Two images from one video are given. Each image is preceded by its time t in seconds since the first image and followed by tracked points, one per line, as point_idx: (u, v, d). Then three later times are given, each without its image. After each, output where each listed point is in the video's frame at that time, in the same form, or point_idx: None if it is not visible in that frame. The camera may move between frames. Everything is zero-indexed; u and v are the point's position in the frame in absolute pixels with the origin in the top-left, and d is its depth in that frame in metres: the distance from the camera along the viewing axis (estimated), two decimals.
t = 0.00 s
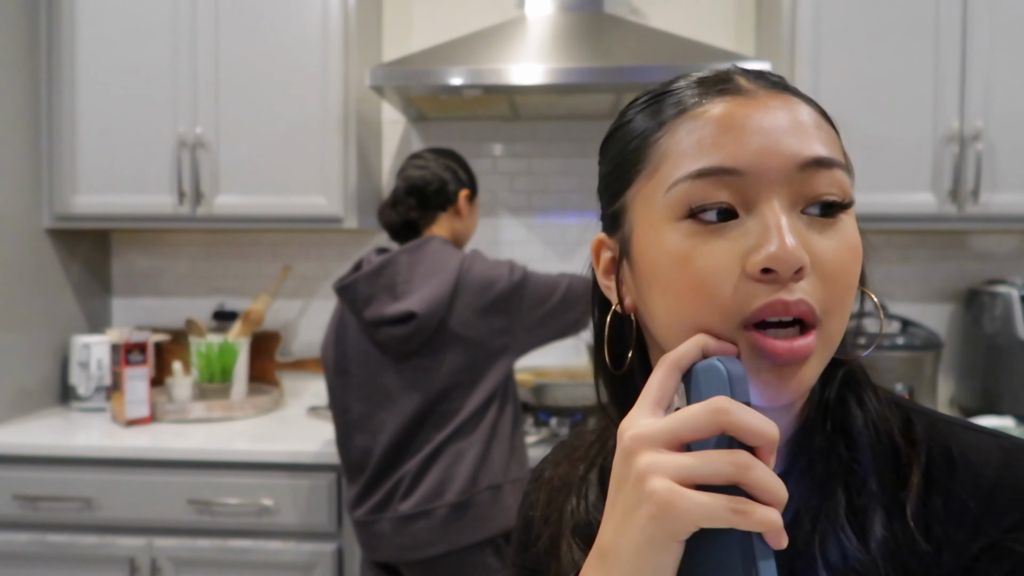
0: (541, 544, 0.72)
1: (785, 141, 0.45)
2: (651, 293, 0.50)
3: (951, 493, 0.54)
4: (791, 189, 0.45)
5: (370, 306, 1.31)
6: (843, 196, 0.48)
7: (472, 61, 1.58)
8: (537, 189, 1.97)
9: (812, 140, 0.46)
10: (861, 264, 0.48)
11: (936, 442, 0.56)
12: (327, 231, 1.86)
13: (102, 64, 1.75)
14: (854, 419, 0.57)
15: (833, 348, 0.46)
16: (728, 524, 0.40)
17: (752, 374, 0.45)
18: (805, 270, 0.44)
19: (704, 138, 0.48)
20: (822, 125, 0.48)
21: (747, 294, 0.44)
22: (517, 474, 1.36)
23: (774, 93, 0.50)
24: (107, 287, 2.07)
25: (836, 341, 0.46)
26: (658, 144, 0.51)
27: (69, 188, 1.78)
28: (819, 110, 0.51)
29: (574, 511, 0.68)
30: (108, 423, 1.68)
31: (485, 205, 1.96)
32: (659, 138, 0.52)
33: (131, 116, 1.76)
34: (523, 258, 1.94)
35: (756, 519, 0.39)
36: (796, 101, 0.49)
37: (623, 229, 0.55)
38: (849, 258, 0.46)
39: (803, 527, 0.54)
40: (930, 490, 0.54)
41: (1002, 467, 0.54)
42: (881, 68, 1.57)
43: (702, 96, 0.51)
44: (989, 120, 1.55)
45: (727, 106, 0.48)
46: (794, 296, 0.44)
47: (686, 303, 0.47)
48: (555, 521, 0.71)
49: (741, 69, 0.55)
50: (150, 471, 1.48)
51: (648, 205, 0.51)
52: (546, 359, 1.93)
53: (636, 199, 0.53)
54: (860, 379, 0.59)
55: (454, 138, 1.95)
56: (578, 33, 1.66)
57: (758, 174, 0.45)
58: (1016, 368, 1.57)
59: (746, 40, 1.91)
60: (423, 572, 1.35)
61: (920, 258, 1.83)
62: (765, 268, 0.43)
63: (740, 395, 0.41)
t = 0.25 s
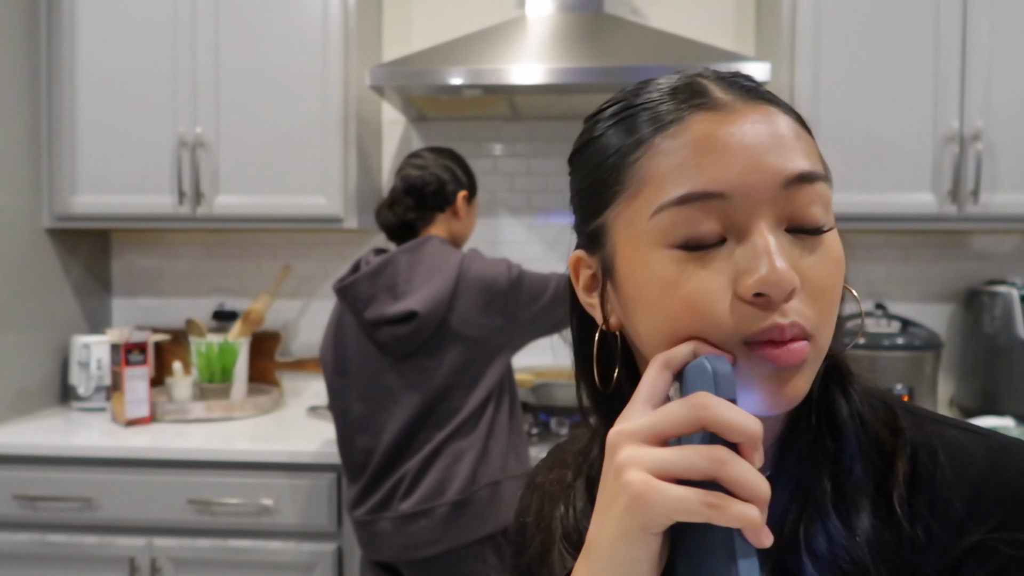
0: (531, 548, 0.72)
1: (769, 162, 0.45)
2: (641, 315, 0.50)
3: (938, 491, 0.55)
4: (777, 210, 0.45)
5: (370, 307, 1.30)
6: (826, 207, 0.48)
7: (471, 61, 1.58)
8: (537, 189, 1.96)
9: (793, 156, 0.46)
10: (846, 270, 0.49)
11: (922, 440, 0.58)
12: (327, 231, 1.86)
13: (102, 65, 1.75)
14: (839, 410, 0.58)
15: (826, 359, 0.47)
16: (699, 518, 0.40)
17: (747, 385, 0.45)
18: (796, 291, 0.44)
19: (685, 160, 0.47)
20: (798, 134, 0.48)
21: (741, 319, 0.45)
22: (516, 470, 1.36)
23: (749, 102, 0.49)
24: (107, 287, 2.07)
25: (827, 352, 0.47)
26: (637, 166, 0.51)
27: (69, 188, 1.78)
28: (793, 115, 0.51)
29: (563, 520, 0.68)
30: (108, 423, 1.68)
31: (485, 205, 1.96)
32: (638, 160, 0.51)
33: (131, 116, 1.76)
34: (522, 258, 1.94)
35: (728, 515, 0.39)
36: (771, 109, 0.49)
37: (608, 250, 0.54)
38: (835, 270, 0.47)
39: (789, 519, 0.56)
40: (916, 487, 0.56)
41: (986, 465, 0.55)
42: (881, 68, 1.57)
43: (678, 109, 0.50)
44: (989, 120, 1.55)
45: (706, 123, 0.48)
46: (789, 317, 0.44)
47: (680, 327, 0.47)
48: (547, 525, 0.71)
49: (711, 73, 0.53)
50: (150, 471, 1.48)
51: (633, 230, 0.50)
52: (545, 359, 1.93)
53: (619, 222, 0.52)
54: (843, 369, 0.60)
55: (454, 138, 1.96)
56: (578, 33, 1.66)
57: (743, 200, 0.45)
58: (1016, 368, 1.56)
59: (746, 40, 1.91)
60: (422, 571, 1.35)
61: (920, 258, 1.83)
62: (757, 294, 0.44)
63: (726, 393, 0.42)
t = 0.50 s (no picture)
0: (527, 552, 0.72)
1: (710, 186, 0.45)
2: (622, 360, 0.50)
3: (936, 488, 0.55)
4: (727, 229, 0.46)
5: (368, 307, 1.30)
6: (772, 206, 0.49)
7: (471, 61, 1.58)
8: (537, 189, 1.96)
9: (727, 171, 0.46)
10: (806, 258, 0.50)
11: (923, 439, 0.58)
12: (327, 231, 1.86)
13: (102, 65, 1.75)
14: (829, 406, 0.58)
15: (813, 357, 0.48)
16: (646, 513, 0.42)
17: (738, 398, 0.46)
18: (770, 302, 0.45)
19: (627, 202, 0.47)
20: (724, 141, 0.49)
21: (722, 341, 0.45)
22: (515, 470, 1.36)
23: (666, 124, 0.50)
24: (107, 287, 2.07)
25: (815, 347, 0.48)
26: (580, 215, 0.50)
27: (69, 188, 1.78)
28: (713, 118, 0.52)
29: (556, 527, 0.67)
30: (108, 423, 1.68)
31: (485, 205, 1.96)
32: (578, 209, 0.50)
33: (131, 116, 1.76)
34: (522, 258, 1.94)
35: (672, 514, 0.41)
36: (688, 124, 0.50)
37: (572, 303, 0.53)
38: (799, 265, 0.48)
39: (784, 515, 0.56)
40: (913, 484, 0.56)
41: (986, 464, 0.55)
42: (880, 68, 1.57)
43: (605, 145, 0.50)
44: (989, 120, 1.55)
45: (637, 159, 0.48)
46: (770, 328, 0.45)
47: (663, 359, 0.47)
48: (542, 525, 0.71)
49: (615, 102, 0.54)
50: (150, 471, 1.48)
51: (592, 279, 0.50)
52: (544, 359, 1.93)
53: (577, 274, 0.51)
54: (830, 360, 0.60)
55: (454, 137, 1.96)
56: (578, 33, 1.66)
57: (694, 229, 0.45)
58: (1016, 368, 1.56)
59: (746, 40, 1.91)
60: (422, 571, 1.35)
61: (920, 259, 1.83)
62: (732, 315, 0.44)
63: (689, 394, 0.43)
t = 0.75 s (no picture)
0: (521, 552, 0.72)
1: (653, 190, 0.46)
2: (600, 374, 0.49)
3: (937, 490, 0.56)
4: (678, 229, 0.46)
5: (365, 307, 1.31)
6: (722, 199, 0.49)
7: (471, 61, 1.58)
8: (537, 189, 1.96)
9: (669, 172, 0.47)
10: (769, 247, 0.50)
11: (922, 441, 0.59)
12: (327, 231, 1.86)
13: (102, 64, 1.75)
14: (813, 406, 0.57)
15: (791, 348, 0.48)
16: (635, 515, 0.42)
17: (719, 398, 0.45)
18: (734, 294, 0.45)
19: (577, 215, 0.48)
20: (664, 144, 0.50)
21: (692, 339, 0.45)
22: (513, 471, 1.36)
23: (606, 136, 0.51)
24: (107, 287, 2.07)
25: (793, 336, 0.48)
26: (537, 235, 0.51)
27: (69, 188, 1.79)
28: (653, 124, 0.53)
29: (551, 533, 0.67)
30: (108, 423, 1.68)
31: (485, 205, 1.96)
32: (534, 230, 0.51)
33: (130, 116, 1.76)
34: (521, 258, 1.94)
35: (661, 515, 0.41)
36: (627, 133, 0.51)
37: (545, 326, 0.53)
38: (759, 255, 0.48)
39: (776, 519, 0.55)
40: (911, 484, 0.56)
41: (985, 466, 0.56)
42: (880, 68, 1.57)
43: (551, 165, 0.51)
44: (989, 120, 1.55)
45: (582, 173, 0.48)
46: (737, 319, 0.45)
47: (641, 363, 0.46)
48: (536, 527, 0.70)
49: (555, 126, 0.55)
50: (150, 471, 1.48)
51: (558, 297, 0.50)
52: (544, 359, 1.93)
53: (543, 295, 0.51)
54: (809, 356, 0.59)
55: (454, 137, 1.96)
56: (577, 33, 1.66)
57: (646, 234, 0.46)
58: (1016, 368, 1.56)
59: (746, 40, 1.91)
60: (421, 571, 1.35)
61: (920, 259, 1.83)
62: (696, 312, 0.44)
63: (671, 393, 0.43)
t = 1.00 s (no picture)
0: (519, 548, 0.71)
1: (639, 188, 0.46)
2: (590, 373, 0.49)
3: (932, 490, 0.55)
4: (665, 226, 0.46)
5: (363, 308, 1.31)
6: (710, 199, 0.49)
7: (471, 61, 1.58)
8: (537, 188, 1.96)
9: (656, 170, 0.47)
10: (758, 247, 0.50)
11: (917, 440, 0.58)
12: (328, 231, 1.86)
13: (102, 65, 1.75)
14: (806, 406, 0.57)
15: (780, 345, 0.48)
16: (615, 508, 0.42)
17: (705, 395, 0.45)
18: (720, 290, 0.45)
19: (564, 213, 0.48)
20: (651, 144, 0.50)
21: (678, 335, 0.45)
22: (512, 471, 1.36)
23: (594, 137, 0.51)
24: (107, 287, 2.07)
25: (781, 333, 0.48)
26: (526, 234, 0.51)
27: (69, 188, 1.78)
28: (642, 125, 0.53)
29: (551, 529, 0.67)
30: (108, 423, 1.68)
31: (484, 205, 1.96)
32: (524, 229, 0.51)
33: (131, 116, 1.76)
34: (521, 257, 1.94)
35: (640, 508, 0.41)
36: (615, 134, 0.51)
37: (535, 326, 0.53)
38: (747, 253, 0.48)
39: (771, 519, 0.56)
40: (904, 484, 0.56)
41: (980, 464, 0.55)
42: (880, 68, 1.57)
43: (541, 166, 0.51)
44: (989, 120, 1.55)
45: (569, 172, 0.49)
46: (722, 315, 0.45)
47: (629, 359, 0.46)
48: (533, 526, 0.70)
49: (546, 129, 0.56)
50: (149, 471, 1.48)
51: (546, 295, 0.50)
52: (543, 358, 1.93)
53: (533, 294, 0.51)
54: (804, 357, 0.60)
55: (454, 137, 1.96)
56: (577, 33, 1.66)
57: (632, 231, 0.46)
58: (1016, 368, 1.56)
59: (746, 40, 1.91)
60: (420, 571, 1.35)
61: (921, 259, 1.83)
62: (682, 308, 0.44)
63: (654, 388, 0.42)
